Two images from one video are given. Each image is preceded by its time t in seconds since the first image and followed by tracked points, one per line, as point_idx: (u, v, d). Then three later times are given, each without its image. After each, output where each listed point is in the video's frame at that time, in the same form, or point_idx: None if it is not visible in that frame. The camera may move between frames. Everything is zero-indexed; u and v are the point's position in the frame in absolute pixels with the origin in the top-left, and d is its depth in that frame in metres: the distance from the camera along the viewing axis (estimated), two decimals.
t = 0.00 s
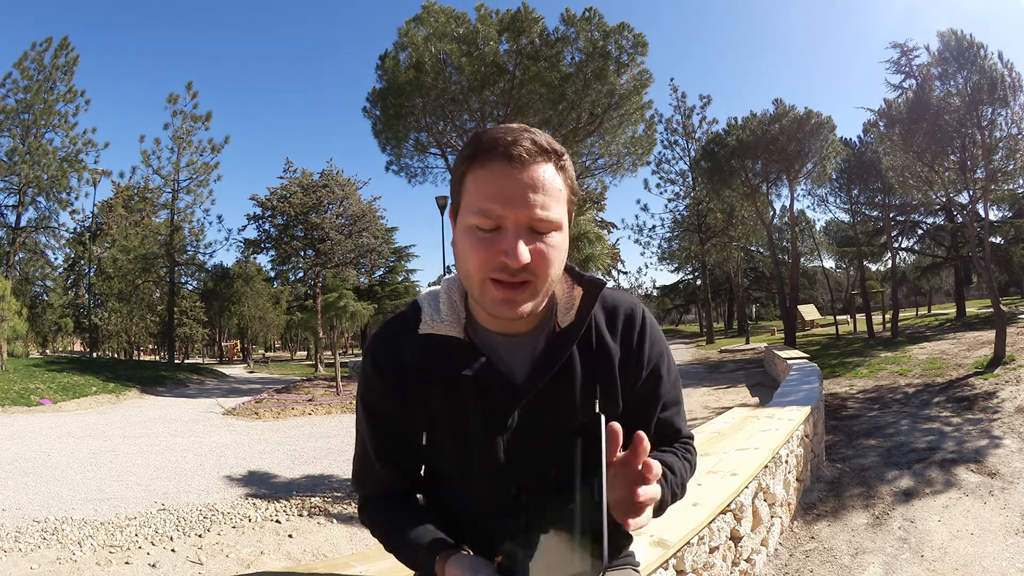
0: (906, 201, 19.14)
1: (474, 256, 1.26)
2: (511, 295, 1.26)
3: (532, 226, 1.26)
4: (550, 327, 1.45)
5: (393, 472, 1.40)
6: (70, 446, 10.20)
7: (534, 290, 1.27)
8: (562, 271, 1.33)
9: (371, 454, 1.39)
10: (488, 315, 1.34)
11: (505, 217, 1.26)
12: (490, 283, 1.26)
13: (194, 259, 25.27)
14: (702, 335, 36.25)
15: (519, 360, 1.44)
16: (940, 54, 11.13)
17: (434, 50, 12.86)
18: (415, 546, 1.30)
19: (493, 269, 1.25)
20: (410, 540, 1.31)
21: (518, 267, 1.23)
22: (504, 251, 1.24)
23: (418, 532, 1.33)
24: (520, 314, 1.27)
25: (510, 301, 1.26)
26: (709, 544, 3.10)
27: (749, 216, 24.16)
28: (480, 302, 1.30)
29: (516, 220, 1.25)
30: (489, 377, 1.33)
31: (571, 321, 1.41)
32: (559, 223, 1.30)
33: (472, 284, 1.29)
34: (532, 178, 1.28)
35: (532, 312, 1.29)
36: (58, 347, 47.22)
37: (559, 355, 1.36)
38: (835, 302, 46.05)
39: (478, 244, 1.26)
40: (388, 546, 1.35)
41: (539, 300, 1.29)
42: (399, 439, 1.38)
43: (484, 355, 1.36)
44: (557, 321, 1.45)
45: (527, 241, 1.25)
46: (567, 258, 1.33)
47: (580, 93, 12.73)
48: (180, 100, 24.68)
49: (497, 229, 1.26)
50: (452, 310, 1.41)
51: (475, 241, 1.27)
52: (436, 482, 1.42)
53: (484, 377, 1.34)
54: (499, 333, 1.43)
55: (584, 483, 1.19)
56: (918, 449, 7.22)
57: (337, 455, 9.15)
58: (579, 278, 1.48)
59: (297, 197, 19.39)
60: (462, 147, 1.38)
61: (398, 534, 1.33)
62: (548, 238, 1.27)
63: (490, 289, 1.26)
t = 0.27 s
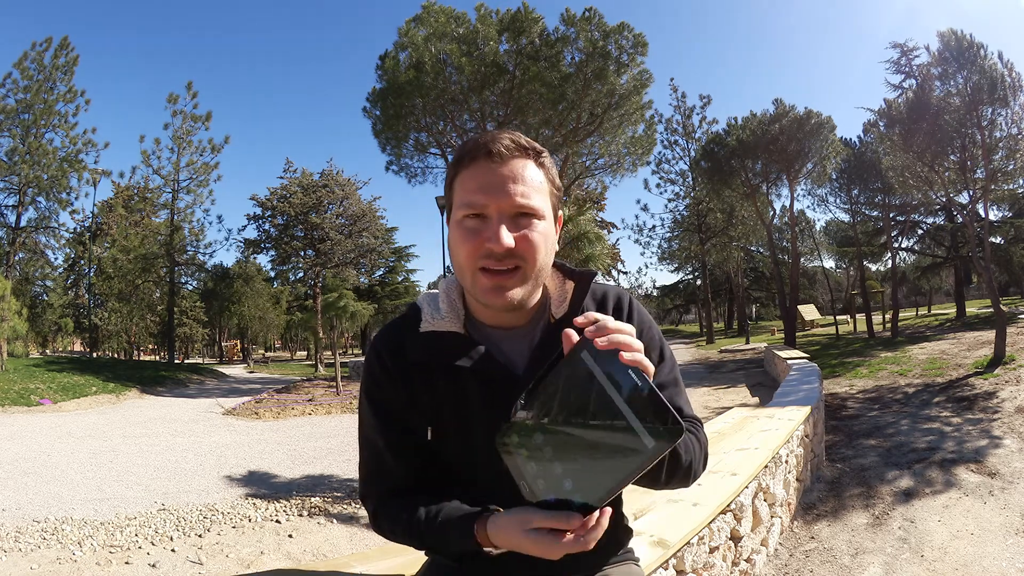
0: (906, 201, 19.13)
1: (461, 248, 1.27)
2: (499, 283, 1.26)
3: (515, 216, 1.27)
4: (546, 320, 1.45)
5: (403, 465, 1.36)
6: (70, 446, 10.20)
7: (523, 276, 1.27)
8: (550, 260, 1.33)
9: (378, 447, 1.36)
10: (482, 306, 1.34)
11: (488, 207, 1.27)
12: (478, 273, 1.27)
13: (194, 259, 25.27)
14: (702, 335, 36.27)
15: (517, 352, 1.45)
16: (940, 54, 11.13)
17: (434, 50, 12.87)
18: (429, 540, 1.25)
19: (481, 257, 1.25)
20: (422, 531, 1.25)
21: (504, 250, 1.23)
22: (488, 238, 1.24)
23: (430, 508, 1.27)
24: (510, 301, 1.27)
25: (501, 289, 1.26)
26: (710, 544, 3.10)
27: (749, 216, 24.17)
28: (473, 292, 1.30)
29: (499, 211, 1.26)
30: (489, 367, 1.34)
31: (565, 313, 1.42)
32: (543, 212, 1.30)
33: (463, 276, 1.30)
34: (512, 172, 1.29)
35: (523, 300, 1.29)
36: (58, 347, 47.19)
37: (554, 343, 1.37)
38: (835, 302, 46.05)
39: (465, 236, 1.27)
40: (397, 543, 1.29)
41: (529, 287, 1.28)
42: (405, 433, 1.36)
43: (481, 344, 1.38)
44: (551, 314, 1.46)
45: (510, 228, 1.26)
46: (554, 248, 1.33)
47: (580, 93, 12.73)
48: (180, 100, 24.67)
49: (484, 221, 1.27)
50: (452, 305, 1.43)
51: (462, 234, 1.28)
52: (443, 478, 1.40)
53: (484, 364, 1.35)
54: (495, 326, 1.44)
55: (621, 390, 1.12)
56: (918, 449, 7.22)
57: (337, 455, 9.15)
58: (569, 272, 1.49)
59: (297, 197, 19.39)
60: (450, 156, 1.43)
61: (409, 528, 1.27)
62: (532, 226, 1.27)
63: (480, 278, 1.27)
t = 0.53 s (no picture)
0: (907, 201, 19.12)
1: (456, 249, 1.27)
2: (493, 282, 1.26)
3: (507, 216, 1.27)
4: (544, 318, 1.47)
5: (407, 463, 1.32)
6: (70, 446, 10.20)
7: (517, 274, 1.27)
8: (544, 258, 1.33)
9: (379, 443, 1.33)
10: (479, 306, 1.35)
11: (481, 208, 1.27)
12: (474, 273, 1.27)
13: (194, 259, 25.26)
14: (702, 335, 36.27)
15: (516, 347, 1.45)
16: (940, 54, 11.13)
17: (435, 50, 12.88)
18: (438, 539, 1.21)
19: (475, 258, 1.25)
20: (429, 529, 1.21)
21: (497, 250, 1.24)
22: (481, 239, 1.25)
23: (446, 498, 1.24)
24: (505, 299, 1.27)
25: (496, 288, 1.26)
26: (710, 544, 3.10)
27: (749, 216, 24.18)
28: (469, 292, 1.31)
29: (492, 212, 1.27)
30: (489, 364, 1.35)
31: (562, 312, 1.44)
32: (534, 211, 1.30)
33: (459, 276, 1.30)
34: (502, 174, 1.29)
35: (519, 299, 1.29)
36: (58, 347, 47.19)
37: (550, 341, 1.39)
38: (835, 302, 46.05)
39: (459, 238, 1.28)
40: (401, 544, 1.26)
41: (524, 285, 1.29)
42: (408, 429, 1.34)
43: (480, 342, 1.39)
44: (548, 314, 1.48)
45: (503, 228, 1.26)
46: (547, 247, 1.33)
47: (580, 93, 12.73)
48: (180, 100, 24.66)
49: (477, 222, 1.28)
50: (451, 305, 1.43)
51: (456, 236, 1.28)
52: (444, 478, 1.37)
53: (484, 362, 1.36)
54: (492, 325, 1.46)
55: (622, 329, 1.22)
56: (918, 449, 7.22)
57: (338, 455, 9.15)
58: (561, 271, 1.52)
59: (297, 197, 19.40)
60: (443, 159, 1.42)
61: (416, 525, 1.22)
62: (524, 225, 1.27)
63: (476, 279, 1.27)
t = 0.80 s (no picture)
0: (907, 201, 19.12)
1: (447, 249, 1.28)
2: (486, 279, 1.26)
3: (496, 214, 1.27)
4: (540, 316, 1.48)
5: (412, 457, 1.29)
6: (70, 446, 10.20)
7: (509, 270, 1.27)
8: (536, 255, 1.34)
9: (382, 438, 1.30)
10: (473, 303, 1.36)
11: (470, 207, 1.27)
12: (466, 270, 1.27)
13: (194, 259, 25.25)
14: (702, 334, 36.27)
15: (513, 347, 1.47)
16: (940, 54, 11.13)
17: (435, 50, 12.87)
18: (448, 531, 1.16)
19: (466, 257, 1.26)
20: (440, 520, 1.15)
21: (486, 248, 1.24)
22: (472, 238, 1.25)
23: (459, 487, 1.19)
24: (498, 296, 1.27)
25: (489, 287, 1.27)
26: (709, 544, 3.10)
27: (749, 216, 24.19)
28: (463, 291, 1.32)
29: (481, 210, 1.27)
30: (488, 359, 1.36)
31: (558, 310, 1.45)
32: (523, 208, 1.30)
33: (452, 275, 1.31)
34: (490, 172, 1.29)
35: (512, 296, 1.30)
36: (59, 347, 47.21)
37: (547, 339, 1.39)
38: (835, 302, 46.05)
39: (450, 238, 1.28)
40: (407, 542, 1.21)
41: (516, 281, 1.29)
42: (410, 424, 1.32)
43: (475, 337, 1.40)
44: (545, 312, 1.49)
45: (493, 226, 1.26)
46: (539, 242, 1.33)
47: (580, 93, 12.73)
48: (180, 100, 24.65)
49: (467, 221, 1.28)
50: (448, 305, 1.44)
51: (447, 236, 1.29)
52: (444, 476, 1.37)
53: (481, 357, 1.36)
54: (489, 322, 1.46)
55: (627, 290, 1.21)
56: (918, 449, 7.22)
57: (337, 455, 9.15)
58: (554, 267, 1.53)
59: (297, 197, 19.41)
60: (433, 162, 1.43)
61: (426, 519, 1.17)
62: (514, 223, 1.27)
63: (468, 277, 1.28)
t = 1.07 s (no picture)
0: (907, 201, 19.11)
1: (446, 250, 1.28)
2: (486, 279, 1.26)
3: (495, 214, 1.27)
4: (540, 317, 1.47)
5: (412, 459, 1.29)
6: (70, 446, 10.20)
7: (508, 271, 1.26)
8: (535, 255, 1.33)
9: (382, 438, 1.30)
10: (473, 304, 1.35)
11: (469, 208, 1.27)
12: (465, 271, 1.27)
13: (194, 259, 25.25)
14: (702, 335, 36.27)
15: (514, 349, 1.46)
16: (940, 54, 11.13)
17: (435, 50, 12.87)
18: (450, 532, 1.15)
19: (465, 257, 1.26)
20: (441, 521, 1.15)
21: (486, 248, 1.24)
22: (471, 237, 1.25)
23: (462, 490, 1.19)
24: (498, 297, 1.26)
25: (488, 286, 1.25)
26: (710, 544, 3.10)
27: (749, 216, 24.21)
28: (462, 291, 1.31)
29: (481, 210, 1.27)
30: (487, 360, 1.35)
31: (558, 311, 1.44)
32: (523, 207, 1.30)
33: (452, 276, 1.30)
34: (489, 172, 1.30)
35: (511, 296, 1.29)
36: (59, 347, 47.21)
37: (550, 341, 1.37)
38: (835, 302, 46.06)
39: (449, 238, 1.28)
40: (410, 544, 1.21)
41: (516, 281, 1.28)
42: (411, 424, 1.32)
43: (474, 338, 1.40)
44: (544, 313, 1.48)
45: (492, 225, 1.26)
46: (538, 242, 1.33)
47: (580, 93, 12.73)
48: (180, 100, 24.65)
49: (466, 221, 1.28)
50: (447, 305, 1.44)
51: (447, 236, 1.29)
52: (445, 476, 1.37)
53: (480, 358, 1.36)
54: (489, 323, 1.46)
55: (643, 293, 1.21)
56: (918, 449, 7.22)
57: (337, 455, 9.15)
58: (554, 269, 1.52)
59: (297, 197, 19.42)
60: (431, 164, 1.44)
61: (428, 521, 1.17)
62: (513, 222, 1.27)
63: (467, 277, 1.27)
